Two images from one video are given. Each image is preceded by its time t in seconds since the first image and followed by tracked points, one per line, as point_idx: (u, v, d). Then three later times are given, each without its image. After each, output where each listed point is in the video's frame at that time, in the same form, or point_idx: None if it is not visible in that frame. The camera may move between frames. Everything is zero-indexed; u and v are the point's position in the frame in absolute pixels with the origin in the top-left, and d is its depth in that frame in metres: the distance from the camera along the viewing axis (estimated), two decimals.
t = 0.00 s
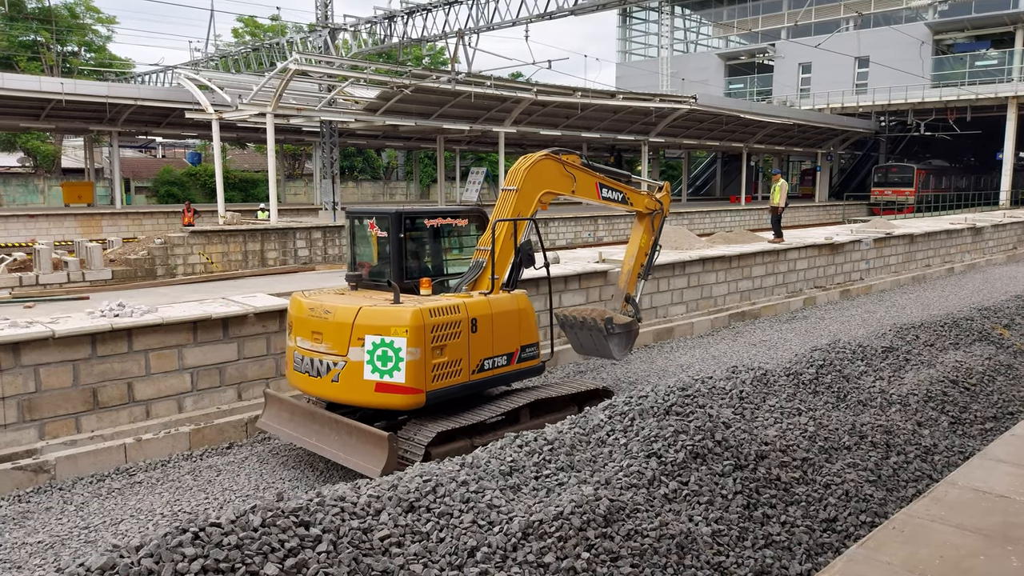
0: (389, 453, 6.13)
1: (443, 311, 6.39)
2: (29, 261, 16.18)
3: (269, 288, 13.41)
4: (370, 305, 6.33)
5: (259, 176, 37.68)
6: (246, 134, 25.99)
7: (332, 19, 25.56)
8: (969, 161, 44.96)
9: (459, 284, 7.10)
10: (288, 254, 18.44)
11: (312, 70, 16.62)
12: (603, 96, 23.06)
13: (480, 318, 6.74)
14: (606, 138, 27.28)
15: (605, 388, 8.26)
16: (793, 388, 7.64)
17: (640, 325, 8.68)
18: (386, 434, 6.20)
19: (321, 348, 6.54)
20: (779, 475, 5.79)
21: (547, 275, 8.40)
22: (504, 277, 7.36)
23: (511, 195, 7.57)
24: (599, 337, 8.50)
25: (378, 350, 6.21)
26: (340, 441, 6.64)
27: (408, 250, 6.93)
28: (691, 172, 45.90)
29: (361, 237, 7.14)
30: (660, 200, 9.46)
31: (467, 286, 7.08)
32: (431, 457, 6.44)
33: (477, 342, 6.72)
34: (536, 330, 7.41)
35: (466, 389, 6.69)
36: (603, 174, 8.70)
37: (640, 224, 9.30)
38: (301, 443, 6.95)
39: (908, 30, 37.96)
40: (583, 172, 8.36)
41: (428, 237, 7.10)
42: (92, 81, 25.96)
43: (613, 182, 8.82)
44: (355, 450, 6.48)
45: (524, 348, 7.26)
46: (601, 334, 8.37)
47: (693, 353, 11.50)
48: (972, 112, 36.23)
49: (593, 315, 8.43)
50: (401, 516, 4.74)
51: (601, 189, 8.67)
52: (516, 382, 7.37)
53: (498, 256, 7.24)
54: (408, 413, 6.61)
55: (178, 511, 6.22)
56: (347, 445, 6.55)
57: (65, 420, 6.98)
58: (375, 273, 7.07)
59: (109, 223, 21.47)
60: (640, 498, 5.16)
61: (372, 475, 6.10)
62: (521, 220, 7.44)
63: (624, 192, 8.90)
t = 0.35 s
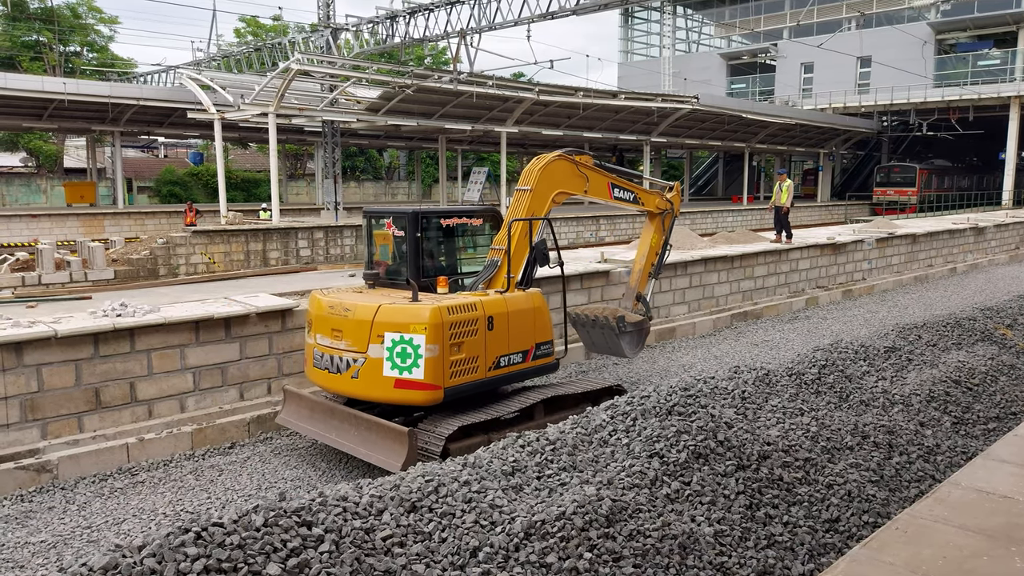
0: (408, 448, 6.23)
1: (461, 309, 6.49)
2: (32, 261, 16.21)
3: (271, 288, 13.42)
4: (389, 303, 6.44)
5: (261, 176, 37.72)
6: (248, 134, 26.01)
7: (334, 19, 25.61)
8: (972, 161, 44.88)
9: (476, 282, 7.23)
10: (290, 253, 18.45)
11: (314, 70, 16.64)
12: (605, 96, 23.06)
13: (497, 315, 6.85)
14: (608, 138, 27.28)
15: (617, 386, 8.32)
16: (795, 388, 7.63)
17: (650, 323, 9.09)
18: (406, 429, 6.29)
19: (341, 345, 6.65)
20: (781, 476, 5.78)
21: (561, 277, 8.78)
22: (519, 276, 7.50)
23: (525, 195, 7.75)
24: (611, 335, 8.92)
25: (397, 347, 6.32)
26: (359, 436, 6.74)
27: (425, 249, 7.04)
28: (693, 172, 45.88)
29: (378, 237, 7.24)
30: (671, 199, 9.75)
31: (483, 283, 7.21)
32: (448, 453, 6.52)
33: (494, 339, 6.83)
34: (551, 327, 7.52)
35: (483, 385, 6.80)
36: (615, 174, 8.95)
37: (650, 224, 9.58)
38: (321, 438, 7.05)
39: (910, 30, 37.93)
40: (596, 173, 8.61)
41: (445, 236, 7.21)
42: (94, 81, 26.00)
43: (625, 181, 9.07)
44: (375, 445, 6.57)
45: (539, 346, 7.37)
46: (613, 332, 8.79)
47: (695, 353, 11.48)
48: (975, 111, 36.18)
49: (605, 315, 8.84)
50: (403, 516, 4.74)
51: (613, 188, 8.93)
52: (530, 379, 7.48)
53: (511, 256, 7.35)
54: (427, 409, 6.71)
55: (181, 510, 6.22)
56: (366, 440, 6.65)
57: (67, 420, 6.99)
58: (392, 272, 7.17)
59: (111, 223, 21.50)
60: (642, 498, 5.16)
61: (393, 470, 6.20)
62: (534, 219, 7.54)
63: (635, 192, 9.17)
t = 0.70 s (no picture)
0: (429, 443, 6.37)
1: (479, 307, 6.60)
2: (35, 261, 16.23)
3: (274, 288, 13.44)
4: (408, 301, 6.54)
5: (263, 176, 37.75)
6: (250, 134, 26.03)
7: (336, 19, 25.66)
8: (975, 161, 44.84)
9: (491, 281, 7.40)
10: (292, 254, 18.47)
11: (316, 70, 16.62)
12: (607, 96, 23.05)
13: (514, 313, 6.95)
14: (610, 138, 27.27)
15: (630, 381, 8.40)
16: (798, 388, 7.62)
17: (661, 322, 9.20)
18: (426, 425, 6.42)
19: (360, 342, 6.75)
20: (784, 476, 5.78)
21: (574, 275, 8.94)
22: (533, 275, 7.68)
23: (540, 195, 7.94)
24: (623, 333, 9.05)
25: (417, 344, 6.43)
26: (379, 432, 6.88)
27: (442, 248, 7.19)
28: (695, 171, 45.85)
29: (395, 236, 7.37)
30: (681, 199, 9.85)
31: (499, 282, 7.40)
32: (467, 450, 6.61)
33: (510, 337, 6.94)
34: (566, 325, 7.62)
35: (500, 382, 6.91)
36: (627, 174, 9.05)
37: (661, 223, 9.69)
38: (341, 434, 7.18)
39: (913, 29, 37.89)
40: (609, 173, 8.73)
41: (461, 236, 7.38)
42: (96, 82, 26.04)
43: (636, 181, 9.18)
44: (395, 441, 6.70)
45: (554, 344, 7.47)
46: (625, 330, 8.92)
47: (698, 353, 11.46)
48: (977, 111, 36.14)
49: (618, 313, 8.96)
50: (406, 516, 4.75)
51: (625, 188, 9.05)
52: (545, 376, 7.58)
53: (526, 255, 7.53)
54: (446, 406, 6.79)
55: (183, 511, 6.22)
56: (387, 436, 6.79)
57: (70, 420, 7.00)
58: (408, 272, 7.29)
59: (114, 223, 21.51)
60: (645, 498, 5.17)
61: (413, 464, 6.32)
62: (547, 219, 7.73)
63: (647, 191, 9.27)
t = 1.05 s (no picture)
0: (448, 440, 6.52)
1: (496, 305, 6.77)
2: (37, 261, 16.26)
3: (276, 288, 13.43)
4: (426, 299, 6.71)
5: (266, 177, 37.78)
6: (252, 134, 26.06)
7: (338, 19, 25.68)
8: (978, 161, 44.78)
9: (506, 280, 7.58)
10: (294, 254, 18.49)
11: (319, 70, 16.60)
12: (610, 96, 23.05)
13: (529, 311, 7.14)
14: (613, 138, 27.26)
15: (642, 379, 8.47)
16: (801, 388, 7.61)
17: (672, 320, 9.32)
18: (445, 421, 6.56)
19: (379, 340, 6.91)
20: (786, 476, 5.77)
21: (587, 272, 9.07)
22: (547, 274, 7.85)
23: (553, 195, 7.97)
24: (634, 331, 9.15)
25: (436, 342, 6.60)
26: (398, 428, 7.01)
27: (457, 247, 7.37)
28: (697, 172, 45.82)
29: (412, 235, 7.58)
30: (691, 198, 9.94)
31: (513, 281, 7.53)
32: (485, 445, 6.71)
33: (526, 335, 7.12)
34: (579, 324, 7.81)
35: (517, 379, 7.09)
36: (638, 173, 9.19)
37: (671, 222, 9.79)
38: (359, 430, 7.31)
39: (916, 29, 37.73)
40: (621, 172, 8.85)
41: (476, 235, 7.56)
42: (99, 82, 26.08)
43: (648, 181, 9.30)
44: (414, 436, 6.84)
45: (568, 341, 7.67)
46: (636, 328, 9.04)
47: (700, 353, 11.45)
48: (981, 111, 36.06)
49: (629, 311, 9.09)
50: (408, 516, 4.75)
51: (636, 188, 9.17)
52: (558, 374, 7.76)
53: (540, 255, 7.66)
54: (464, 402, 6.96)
55: (186, 510, 6.23)
56: (405, 432, 6.92)
57: (73, 420, 7.01)
58: (425, 270, 7.49)
59: (117, 223, 21.55)
60: (647, 498, 5.16)
61: (432, 460, 6.48)
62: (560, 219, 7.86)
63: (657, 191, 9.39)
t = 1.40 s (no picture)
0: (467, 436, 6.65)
1: (512, 303, 6.94)
2: (40, 261, 16.31)
3: (278, 288, 13.44)
4: (444, 298, 6.89)
5: (268, 177, 37.80)
6: (254, 134, 26.06)
7: (340, 20, 25.69)
8: (981, 161, 44.74)
9: (519, 278, 7.72)
10: (296, 254, 18.49)
11: (321, 70, 16.58)
12: (612, 96, 23.05)
13: (544, 309, 7.30)
14: (615, 138, 27.26)
15: (652, 376, 8.68)
16: (803, 389, 7.59)
17: (681, 319, 9.47)
18: (464, 417, 6.70)
19: (398, 338, 7.10)
20: (788, 476, 5.76)
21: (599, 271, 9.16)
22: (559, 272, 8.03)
23: (566, 195, 8.15)
24: (645, 330, 9.26)
25: (453, 339, 6.77)
26: (416, 424, 7.15)
27: (472, 246, 7.51)
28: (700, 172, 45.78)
29: (427, 235, 7.71)
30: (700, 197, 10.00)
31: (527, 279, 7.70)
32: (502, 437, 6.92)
33: (541, 333, 7.29)
34: (592, 321, 7.96)
35: (532, 375, 7.26)
36: (649, 173, 9.27)
37: (681, 222, 9.87)
38: (378, 426, 7.44)
39: (918, 29, 37.61)
40: (632, 173, 8.96)
41: (490, 235, 7.69)
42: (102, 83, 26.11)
43: (658, 181, 9.40)
44: (433, 432, 6.97)
45: (583, 339, 7.82)
46: (647, 326, 9.15)
47: (702, 354, 11.45)
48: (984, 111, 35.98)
49: (641, 310, 9.20)
50: (410, 516, 4.75)
51: (647, 188, 9.26)
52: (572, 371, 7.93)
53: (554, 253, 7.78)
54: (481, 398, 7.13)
55: (188, 510, 6.23)
56: (424, 428, 7.05)
57: (75, 420, 7.02)
58: (440, 269, 7.63)
59: (120, 224, 21.59)
60: (649, 498, 5.16)
61: (452, 455, 6.61)
62: (572, 219, 8.09)
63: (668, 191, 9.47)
